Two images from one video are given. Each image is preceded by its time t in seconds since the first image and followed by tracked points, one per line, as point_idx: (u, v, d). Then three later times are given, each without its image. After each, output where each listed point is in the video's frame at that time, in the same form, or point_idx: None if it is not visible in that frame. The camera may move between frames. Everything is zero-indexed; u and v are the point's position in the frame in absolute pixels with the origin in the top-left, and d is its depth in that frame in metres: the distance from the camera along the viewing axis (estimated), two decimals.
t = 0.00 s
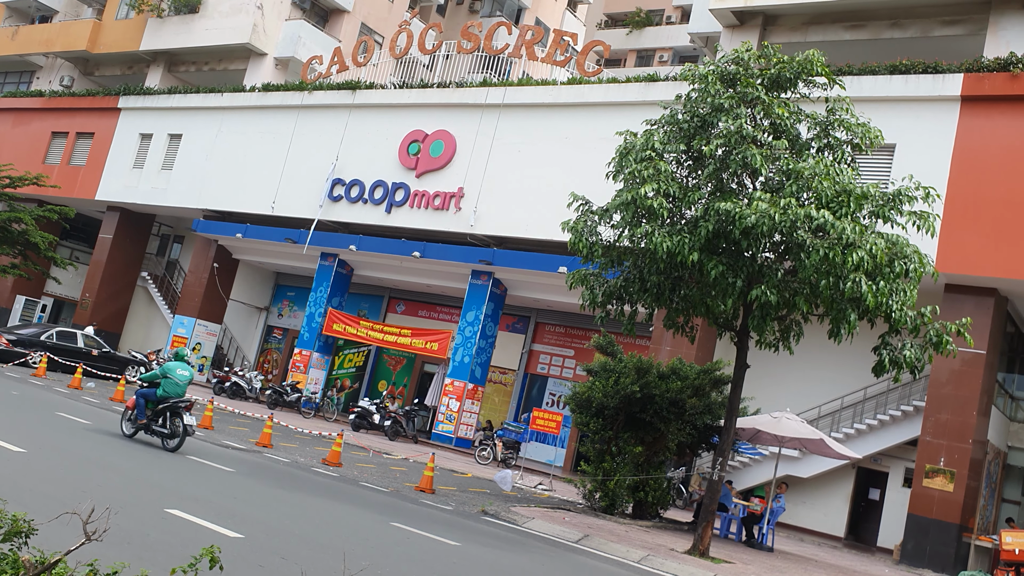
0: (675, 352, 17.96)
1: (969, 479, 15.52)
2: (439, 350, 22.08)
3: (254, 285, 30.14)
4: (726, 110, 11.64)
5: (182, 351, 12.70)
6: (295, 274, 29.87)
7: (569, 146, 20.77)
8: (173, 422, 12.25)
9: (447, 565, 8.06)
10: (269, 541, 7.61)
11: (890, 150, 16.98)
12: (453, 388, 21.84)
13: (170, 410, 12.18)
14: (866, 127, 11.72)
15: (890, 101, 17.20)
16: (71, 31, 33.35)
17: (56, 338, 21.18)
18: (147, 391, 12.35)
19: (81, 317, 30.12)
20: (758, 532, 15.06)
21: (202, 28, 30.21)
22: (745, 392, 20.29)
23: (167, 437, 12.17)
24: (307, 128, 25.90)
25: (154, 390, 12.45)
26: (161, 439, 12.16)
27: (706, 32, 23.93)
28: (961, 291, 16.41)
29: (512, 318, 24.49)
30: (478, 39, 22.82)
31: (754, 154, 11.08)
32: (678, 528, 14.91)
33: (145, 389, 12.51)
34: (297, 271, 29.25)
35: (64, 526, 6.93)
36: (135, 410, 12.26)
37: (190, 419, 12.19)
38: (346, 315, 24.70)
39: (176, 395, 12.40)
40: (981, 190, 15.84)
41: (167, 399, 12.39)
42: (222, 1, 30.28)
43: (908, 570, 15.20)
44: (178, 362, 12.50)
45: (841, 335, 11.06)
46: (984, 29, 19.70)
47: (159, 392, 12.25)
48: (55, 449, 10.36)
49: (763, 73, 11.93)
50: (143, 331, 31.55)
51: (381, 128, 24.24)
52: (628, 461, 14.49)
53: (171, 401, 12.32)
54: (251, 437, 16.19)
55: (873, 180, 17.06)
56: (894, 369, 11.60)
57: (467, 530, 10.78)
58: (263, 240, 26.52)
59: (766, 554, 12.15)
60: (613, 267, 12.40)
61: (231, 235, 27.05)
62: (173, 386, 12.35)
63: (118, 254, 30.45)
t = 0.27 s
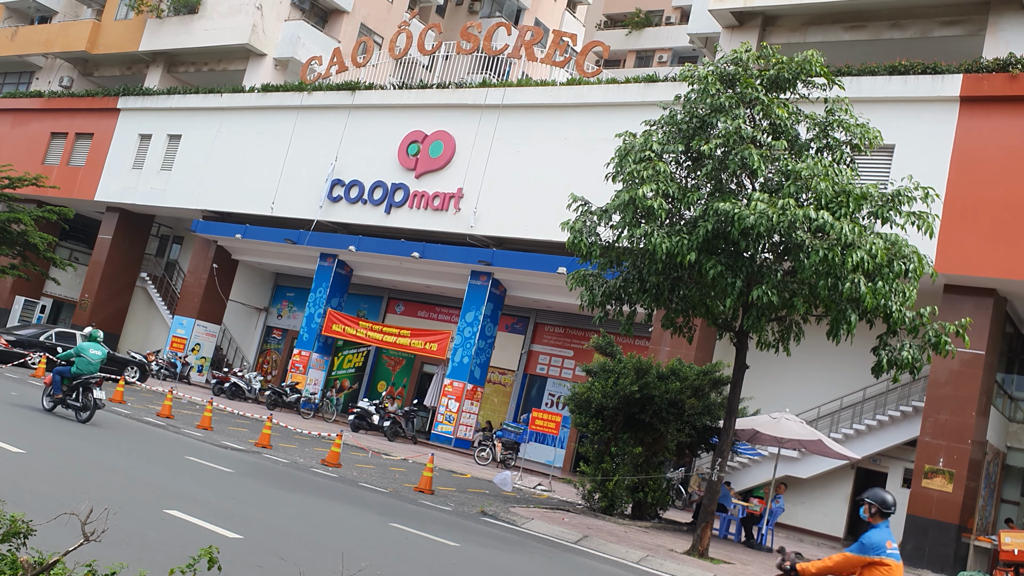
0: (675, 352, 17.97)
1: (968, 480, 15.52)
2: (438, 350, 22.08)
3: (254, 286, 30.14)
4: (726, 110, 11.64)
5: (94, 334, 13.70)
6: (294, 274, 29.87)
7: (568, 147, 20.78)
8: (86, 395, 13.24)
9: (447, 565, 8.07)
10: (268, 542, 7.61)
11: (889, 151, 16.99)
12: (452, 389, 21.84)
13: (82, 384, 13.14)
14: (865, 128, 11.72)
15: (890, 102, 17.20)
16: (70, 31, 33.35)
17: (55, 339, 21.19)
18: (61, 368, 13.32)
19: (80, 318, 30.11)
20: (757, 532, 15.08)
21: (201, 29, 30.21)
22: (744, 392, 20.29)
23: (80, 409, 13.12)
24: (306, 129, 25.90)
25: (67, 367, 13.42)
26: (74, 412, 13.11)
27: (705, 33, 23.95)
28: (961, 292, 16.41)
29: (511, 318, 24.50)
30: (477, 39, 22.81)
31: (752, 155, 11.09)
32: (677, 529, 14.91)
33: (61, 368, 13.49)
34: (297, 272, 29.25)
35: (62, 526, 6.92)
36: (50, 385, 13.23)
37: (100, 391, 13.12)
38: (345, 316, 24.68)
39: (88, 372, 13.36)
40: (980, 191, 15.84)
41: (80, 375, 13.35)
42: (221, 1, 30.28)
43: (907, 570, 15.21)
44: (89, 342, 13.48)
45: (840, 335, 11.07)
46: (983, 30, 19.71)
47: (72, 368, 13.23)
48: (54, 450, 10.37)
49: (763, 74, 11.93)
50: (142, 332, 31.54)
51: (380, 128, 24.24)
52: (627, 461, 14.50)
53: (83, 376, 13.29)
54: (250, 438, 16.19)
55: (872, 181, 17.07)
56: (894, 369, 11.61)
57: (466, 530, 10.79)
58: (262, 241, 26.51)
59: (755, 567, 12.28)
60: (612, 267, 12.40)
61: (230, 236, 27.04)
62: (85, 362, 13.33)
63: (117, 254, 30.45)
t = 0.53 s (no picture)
0: (675, 352, 17.96)
1: (969, 480, 15.51)
2: (438, 351, 22.06)
3: (253, 287, 30.15)
4: (725, 110, 11.63)
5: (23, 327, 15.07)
6: (294, 275, 29.87)
7: (568, 148, 20.78)
8: (15, 374, 14.34)
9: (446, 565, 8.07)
10: (267, 543, 7.61)
11: (889, 151, 16.99)
12: (452, 390, 21.83)
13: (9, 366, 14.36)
14: (865, 128, 11.72)
15: (889, 102, 17.20)
16: (69, 32, 33.36)
17: (55, 341, 21.19)
18: None
19: (80, 320, 30.11)
20: (757, 533, 15.06)
21: (200, 30, 30.22)
22: (744, 392, 20.29)
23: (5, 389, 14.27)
24: (306, 130, 25.90)
25: None
26: None
27: (704, 33, 23.96)
28: (961, 292, 16.40)
29: (511, 319, 24.49)
30: (476, 40, 22.80)
31: (752, 155, 11.09)
32: (677, 529, 14.89)
33: None
34: (297, 273, 29.25)
35: (61, 528, 6.93)
36: None
37: (25, 372, 14.18)
38: (345, 317, 24.66)
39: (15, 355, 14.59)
40: (979, 190, 15.84)
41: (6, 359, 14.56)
42: (220, 3, 30.30)
43: (908, 570, 15.20)
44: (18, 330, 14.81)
45: (839, 335, 11.07)
46: (982, 29, 19.71)
47: None
48: (53, 451, 10.37)
49: (762, 74, 11.92)
50: (142, 333, 31.54)
51: (380, 129, 24.24)
52: (627, 462, 14.50)
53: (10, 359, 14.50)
54: (250, 439, 16.19)
55: (871, 181, 17.07)
56: (894, 369, 11.60)
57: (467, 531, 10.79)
58: (262, 242, 26.52)
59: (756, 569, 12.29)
60: (611, 268, 12.39)
61: (230, 237, 27.04)
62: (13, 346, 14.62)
63: (117, 256, 30.45)
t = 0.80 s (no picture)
0: (672, 351, 17.98)
1: (967, 478, 15.52)
2: (436, 350, 22.04)
3: (251, 286, 30.13)
4: (722, 109, 11.64)
5: None
6: (292, 275, 29.85)
7: (565, 146, 20.77)
8: None
9: (444, 565, 8.06)
10: (265, 542, 7.60)
11: (886, 149, 17.00)
12: (450, 389, 21.83)
13: None
14: (862, 126, 11.72)
15: (886, 100, 17.21)
16: (66, 31, 33.30)
17: (52, 340, 21.15)
18: None
19: (77, 319, 30.06)
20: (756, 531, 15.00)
21: (198, 29, 30.18)
22: (742, 391, 20.30)
23: None
24: (303, 129, 25.87)
25: None
26: None
27: (702, 32, 23.96)
28: (958, 290, 16.41)
29: (509, 318, 24.49)
30: (474, 39, 22.77)
31: (749, 153, 11.09)
32: (675, 528, 14.89)
33: None
34: (294, 272, 29.23)
35: (58, 528, 6.91)
36: None
37: None
38: (342, 316, 24.63)
39: None
40: (977, 189, 15.85)
41: None
42: (218, 1, 30.26)
43: (906, 569, 15.22)
44: None
45: (837, 334, 11.07)
46: (979, 28, 19.72)
47: None
48: (49, 450, 10.36)
49: (759, 72, 11.92)
50: (139, 332, 31.51)
51: (378, 128, 24.22)
52: (625, 460, 14.51)
53: None
54: (248, 438, 16.18)
55: (869, 179, 17.07)
56: (891, 367, 11.61)
57: (464, 530, 10.78)
58: (260, 241, 26.50)
59: (754, 568, 12.28)
60: (609, 266, 12.38)
61: (228, 236, 27.01)
62: None
63: (114, 255, 30.41)
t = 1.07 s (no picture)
0: (671, 350, 17.99)
1: (965, 476, 15.53)
2: (435, 349, 22.02)
3: (250, 286, 30.13)
4: (721, 108, 11.64)
5: None
6: (291, 274, 29.85)
7: (564, 146, 20.77)
8: None
9: (444, 564, 8.06)
10: (264, 542, 7.60)
11: (885, 148, 17.00)
12: (449, 388, 21.83)
13: None
14: (861, 125, 11.72)
15: (885, 99, 17.21)
16: (64, 31, 33.27)
17: (51, 340, 21.14)
18: None
19: (76, 319, 30.04)
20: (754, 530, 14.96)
21: (196, 28, 30.16)
22: (741, 389, 20.32)
23: None
24: (302, 128, 25.86)
25: None
26: None
27: (700, 31, 23.97)
28: (957, 288, 16.41)
29: (508, 317, 24.49)
30: (472, 38, 22.76)
31: (748, 152, 11.09)
32: (674, 527, 14.90)
33: None
34: (293, 271, 29.23)
35: (57, 527, 6.92)
36: None
37: None
38: (341, 315, 24.62)
39: None
40: (975, 187, 15.87)
41: None
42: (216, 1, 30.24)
43: (905, 567, 15.25)
44: None
45: (837, 332, 11.08)
46: (978, 26, 19.70)
47: None
48: (48, 450, 10.35)
49: (758, 71, 11.91)
50: (138, 332, 31.50)
51: (376, 128, 24.21)
52: (625, 459, 14.52)
53: None
54: (247, 438, 16.19)
55: (868, 178, 17.08)
56: (890, 366, 11.61)
57: (463, 529, 10.79)
58: (258, 240, 26.50)
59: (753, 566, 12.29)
60: (609, 265, 12.39)
61: (226, 236, 27.00)
62: None
63: (112, 254, 30.38)
